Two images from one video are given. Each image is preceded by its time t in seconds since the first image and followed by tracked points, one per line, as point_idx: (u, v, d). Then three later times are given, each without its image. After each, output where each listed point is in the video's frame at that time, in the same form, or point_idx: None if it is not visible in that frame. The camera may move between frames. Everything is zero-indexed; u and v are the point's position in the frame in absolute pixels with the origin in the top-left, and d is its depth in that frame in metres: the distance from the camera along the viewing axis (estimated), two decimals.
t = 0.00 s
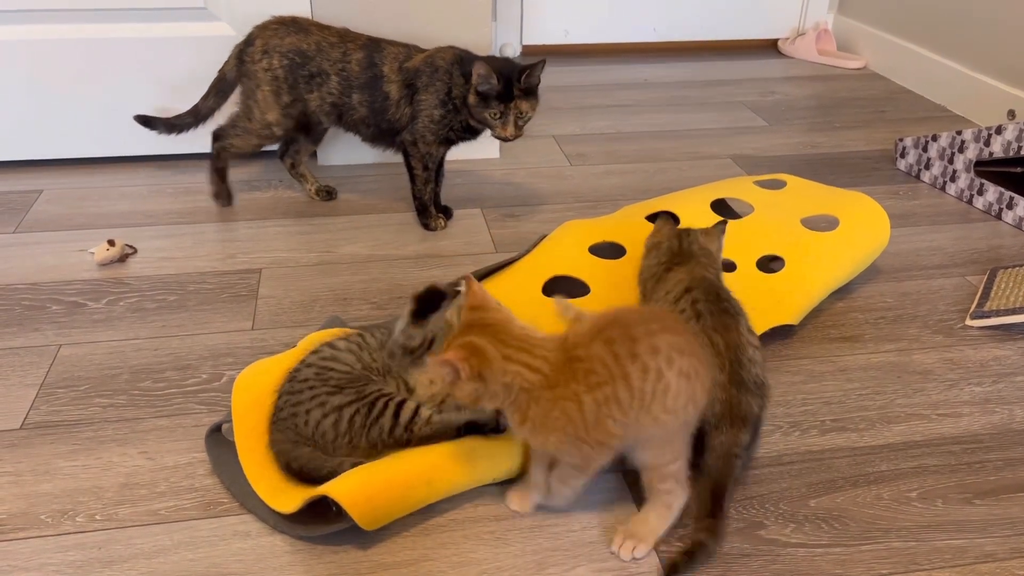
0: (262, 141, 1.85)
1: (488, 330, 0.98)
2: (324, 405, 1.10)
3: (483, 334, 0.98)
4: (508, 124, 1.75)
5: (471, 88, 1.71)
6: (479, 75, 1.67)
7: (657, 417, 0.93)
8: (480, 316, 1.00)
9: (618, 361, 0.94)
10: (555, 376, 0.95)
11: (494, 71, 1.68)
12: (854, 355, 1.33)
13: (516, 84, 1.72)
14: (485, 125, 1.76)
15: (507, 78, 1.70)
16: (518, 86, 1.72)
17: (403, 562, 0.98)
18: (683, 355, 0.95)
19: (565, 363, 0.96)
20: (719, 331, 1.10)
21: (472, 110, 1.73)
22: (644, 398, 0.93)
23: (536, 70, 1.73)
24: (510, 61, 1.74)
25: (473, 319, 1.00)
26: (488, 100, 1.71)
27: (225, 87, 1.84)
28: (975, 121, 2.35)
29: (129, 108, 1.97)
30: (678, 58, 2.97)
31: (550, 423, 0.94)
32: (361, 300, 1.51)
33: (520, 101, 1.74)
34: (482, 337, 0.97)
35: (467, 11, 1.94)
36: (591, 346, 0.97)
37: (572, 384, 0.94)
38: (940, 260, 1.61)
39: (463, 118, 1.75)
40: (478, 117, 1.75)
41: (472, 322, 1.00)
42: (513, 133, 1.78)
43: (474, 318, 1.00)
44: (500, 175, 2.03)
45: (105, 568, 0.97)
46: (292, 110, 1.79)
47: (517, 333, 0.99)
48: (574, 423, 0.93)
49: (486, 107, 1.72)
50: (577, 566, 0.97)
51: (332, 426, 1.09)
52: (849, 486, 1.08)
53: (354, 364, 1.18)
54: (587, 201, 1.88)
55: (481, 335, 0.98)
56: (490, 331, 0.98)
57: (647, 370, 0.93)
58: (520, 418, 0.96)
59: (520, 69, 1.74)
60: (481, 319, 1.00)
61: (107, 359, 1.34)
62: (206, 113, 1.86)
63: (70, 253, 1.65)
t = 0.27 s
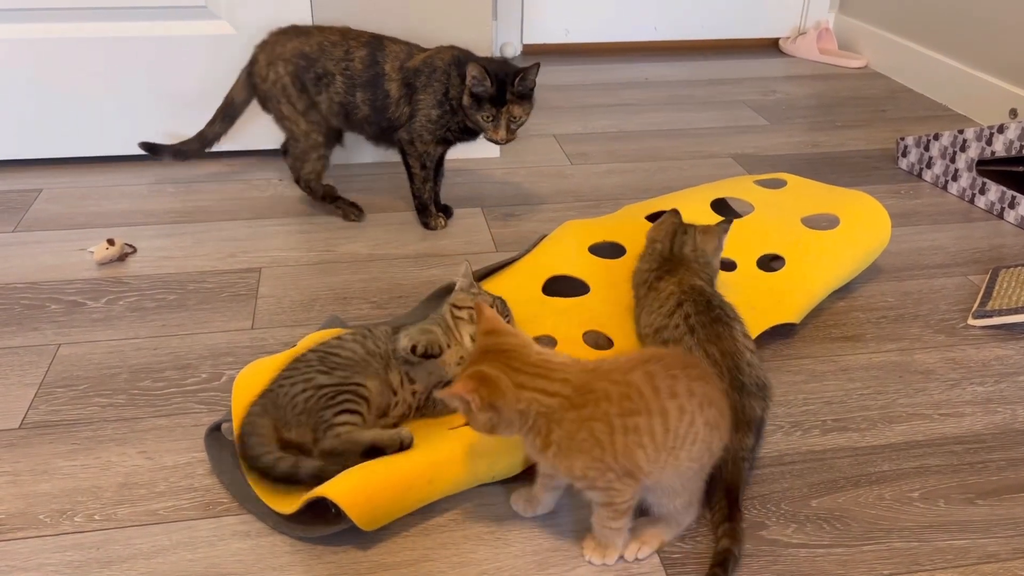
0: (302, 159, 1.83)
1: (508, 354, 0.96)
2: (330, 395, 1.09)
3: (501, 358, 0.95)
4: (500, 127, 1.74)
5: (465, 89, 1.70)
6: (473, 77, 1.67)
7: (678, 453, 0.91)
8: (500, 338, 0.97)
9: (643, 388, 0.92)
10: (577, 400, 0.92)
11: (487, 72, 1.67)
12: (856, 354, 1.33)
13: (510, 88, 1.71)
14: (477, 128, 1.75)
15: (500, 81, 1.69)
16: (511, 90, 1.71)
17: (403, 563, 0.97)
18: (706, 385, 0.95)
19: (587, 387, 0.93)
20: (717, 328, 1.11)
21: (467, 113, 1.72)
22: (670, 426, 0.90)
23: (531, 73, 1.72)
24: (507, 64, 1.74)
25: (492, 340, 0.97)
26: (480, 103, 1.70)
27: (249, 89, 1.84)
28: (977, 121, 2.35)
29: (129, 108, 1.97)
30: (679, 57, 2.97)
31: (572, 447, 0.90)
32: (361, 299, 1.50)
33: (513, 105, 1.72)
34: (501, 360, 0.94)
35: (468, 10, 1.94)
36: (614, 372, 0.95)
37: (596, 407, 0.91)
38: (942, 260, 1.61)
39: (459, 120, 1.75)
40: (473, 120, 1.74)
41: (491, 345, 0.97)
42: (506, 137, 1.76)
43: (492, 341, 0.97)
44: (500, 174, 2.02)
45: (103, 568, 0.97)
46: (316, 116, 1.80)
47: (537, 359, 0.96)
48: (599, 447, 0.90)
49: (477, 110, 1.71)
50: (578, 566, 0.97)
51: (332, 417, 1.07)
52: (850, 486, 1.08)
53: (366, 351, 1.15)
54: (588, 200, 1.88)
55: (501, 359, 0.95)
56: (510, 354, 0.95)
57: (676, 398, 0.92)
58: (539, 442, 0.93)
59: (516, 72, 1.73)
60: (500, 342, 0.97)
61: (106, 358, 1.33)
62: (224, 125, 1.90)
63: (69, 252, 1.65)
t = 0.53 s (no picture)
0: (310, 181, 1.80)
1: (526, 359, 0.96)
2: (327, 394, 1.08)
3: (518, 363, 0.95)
4: (501, 129, 1.76)
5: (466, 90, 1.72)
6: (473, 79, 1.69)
7: (694, 465, 0.90)
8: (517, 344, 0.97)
9: (661, 397, 0.92)
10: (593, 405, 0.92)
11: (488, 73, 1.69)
12: (857, 354, 1.33)
13: (510, 89, 1.73)
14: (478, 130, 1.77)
15: (502, 82, 1.71)
16: (512, 91, 1.73)
17: (402, 563, 0.97)
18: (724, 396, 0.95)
19: (604, 392, 0.93)
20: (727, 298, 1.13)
21: (467, 113, 1.74)
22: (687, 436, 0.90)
23: (532, 74, 1.74)
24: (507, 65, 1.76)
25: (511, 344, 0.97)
26: (481, 104, 1.72)
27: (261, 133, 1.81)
28: (978, 120, 2.34)
29: (129, 107, 1.97)
30: (680, 56, 2.96)
31: (586, 450, 0.90)
32: (361, 299, 1.50)
33: (514, 106, 1.74)
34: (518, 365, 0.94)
35: (468, 8, 1.93)
36: (633, 379, 0.95)
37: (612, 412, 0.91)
38: (943, 259, 1.60)
39: (459, 121, 1.76)
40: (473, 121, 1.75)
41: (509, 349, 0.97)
42: (507, 139, 1.78)
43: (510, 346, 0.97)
44: (501, 174, 2.02)
45: (101, 568, 0.96)
46: (330, 143, 1.77)
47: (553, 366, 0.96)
48: (615, 449, 0.89)
49: (478, 111, 1.73)
50: (578, 567, 0.97)
51: (331, 418, 1.06)
52: (851, 487, 1.07)
53: (355, 350, 1.14)
54: (588, 199, 1.87)
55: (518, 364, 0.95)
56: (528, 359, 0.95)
57: (697, 409, 0.91)
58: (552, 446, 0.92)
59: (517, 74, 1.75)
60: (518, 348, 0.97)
61: (105, 357, 1.33)
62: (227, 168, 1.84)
63: (69, 251, 1.64)
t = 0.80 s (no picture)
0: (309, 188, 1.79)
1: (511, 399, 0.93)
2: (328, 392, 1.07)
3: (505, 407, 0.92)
4: (494, 118, 1.73)
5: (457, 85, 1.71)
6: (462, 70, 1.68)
7: (701, 468, 0.91)
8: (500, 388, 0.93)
9: (658, 407, 0.92)
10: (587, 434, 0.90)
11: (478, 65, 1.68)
12: (858, 354, 1.32)
13: (502, 79, 1.72)
14: (471, 122, 1.74)
15: (494, 74, 1.70)
16: (504, 80, 1.72)
17: (402, 564, 0.96)
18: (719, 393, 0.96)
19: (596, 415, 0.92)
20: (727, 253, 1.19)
21: (460, 107, 1.72)
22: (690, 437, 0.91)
23: (523, 64, 1.73)
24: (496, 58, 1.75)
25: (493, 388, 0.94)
26: (474, 96, 1.70)
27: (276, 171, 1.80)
28: (979, 121, 2.34)
29: (129, 107, 1.96)
30: (680, 56, 2.96)
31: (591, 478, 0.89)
32: (361, 299, 1.49)
33: (506, 95, 1.73)
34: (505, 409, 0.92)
35: (468, 8, 1.93)
36: (628, 393, 0.95)
37: (604, 433, 0.90)
38: (945, 260, 1.60)
39: (452, 119, 1.74)
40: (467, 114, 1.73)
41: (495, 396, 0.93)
42: (501, 129, 1.76)
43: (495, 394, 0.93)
44: (501, 174, 2.02)
45: (100, 569, 0.96)
46: (335, 166, 1.78)
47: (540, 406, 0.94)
48: (618, 464, 0.89)
49: (469, 103, 1.71)
50: (579, 567, 0.96)
51: (330, 415, 1.05)
52: (853, 488, 1.07)
53: (353, 347, 1.13)
54: (589, 199, 1.87)
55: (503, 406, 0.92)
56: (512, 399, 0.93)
57: (697, 415, 0.92)
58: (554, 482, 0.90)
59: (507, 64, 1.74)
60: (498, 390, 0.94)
61: (104, 358, 1.33)
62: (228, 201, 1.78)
63: (68, 251, 1.64)
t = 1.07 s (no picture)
0: (305, 189, 1.80)
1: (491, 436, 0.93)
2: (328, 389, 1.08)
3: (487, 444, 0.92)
4: (456, 95, 1.69)
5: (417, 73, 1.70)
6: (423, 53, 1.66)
7: (693, 467, 0.92)
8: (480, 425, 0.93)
9: (638, 414, 0.94)
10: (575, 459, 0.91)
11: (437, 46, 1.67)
12: (859, 355, 1.32)
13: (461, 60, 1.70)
14: (435, 104, 1.70)
15: (452, 54, 1.68)
16: (464, 60, 1.70)
17: (403, 564, 0.96)
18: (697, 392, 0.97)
19: (579, 435, 0.92)
20: (729, 266, 1.19)
21: (422, 91, 1.69)
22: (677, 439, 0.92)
23: (481, 44, 1.72)
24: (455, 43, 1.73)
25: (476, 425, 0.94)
26: (433, 78, 1.68)
27: (287, 182, 1.84)
28: (980, 122, 2.34)
29: (130, 108, 1.97)
30: (681, 57, 2.96)
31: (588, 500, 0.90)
32: (362, 300, 1.49)
33: (466, 73, 1.70)
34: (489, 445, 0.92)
35: (468, 9, 1.93)
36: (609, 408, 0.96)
37: (585, 451, 0.90)
38: (945, 261, 1.60)
39: (418, 110, 1.73)
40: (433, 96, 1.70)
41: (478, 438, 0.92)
42: (463, 108, 1.71)
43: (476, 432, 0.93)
44: (502, 175, 2.02)
45: (101, 568, 0.96)
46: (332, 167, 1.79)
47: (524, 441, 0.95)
48: (610, 477, 0.89)
49: (430, 86, 1.68)
50: (579, 568, 0.96)
51: (331, 414, 1.05)
52: (853, 489, 1.07)
53: (354, 347, 1.13)
54: (590, 200, 1.87)
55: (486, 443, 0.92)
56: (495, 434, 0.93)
57: (678, 416, 0.94)
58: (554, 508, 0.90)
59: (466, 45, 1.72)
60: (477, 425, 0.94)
61: (105, 358, 1.33)
62: (228, 200, 1.81)
63: (69, 252, 1.64)
